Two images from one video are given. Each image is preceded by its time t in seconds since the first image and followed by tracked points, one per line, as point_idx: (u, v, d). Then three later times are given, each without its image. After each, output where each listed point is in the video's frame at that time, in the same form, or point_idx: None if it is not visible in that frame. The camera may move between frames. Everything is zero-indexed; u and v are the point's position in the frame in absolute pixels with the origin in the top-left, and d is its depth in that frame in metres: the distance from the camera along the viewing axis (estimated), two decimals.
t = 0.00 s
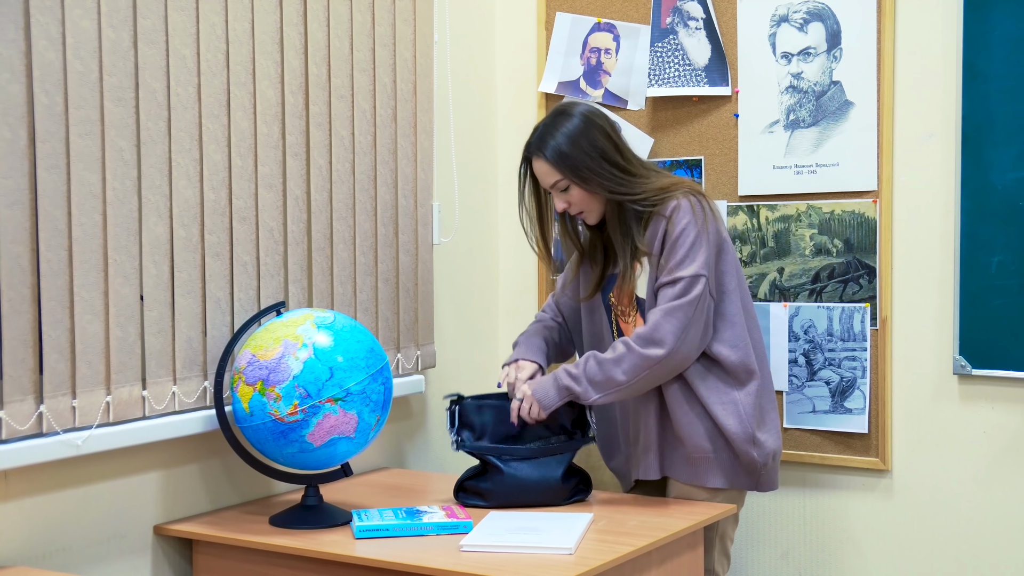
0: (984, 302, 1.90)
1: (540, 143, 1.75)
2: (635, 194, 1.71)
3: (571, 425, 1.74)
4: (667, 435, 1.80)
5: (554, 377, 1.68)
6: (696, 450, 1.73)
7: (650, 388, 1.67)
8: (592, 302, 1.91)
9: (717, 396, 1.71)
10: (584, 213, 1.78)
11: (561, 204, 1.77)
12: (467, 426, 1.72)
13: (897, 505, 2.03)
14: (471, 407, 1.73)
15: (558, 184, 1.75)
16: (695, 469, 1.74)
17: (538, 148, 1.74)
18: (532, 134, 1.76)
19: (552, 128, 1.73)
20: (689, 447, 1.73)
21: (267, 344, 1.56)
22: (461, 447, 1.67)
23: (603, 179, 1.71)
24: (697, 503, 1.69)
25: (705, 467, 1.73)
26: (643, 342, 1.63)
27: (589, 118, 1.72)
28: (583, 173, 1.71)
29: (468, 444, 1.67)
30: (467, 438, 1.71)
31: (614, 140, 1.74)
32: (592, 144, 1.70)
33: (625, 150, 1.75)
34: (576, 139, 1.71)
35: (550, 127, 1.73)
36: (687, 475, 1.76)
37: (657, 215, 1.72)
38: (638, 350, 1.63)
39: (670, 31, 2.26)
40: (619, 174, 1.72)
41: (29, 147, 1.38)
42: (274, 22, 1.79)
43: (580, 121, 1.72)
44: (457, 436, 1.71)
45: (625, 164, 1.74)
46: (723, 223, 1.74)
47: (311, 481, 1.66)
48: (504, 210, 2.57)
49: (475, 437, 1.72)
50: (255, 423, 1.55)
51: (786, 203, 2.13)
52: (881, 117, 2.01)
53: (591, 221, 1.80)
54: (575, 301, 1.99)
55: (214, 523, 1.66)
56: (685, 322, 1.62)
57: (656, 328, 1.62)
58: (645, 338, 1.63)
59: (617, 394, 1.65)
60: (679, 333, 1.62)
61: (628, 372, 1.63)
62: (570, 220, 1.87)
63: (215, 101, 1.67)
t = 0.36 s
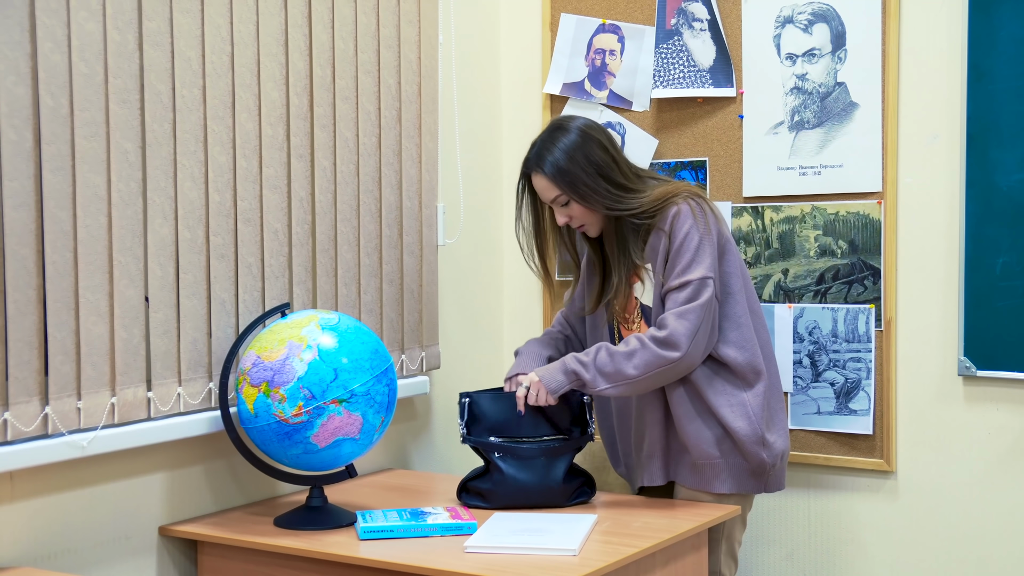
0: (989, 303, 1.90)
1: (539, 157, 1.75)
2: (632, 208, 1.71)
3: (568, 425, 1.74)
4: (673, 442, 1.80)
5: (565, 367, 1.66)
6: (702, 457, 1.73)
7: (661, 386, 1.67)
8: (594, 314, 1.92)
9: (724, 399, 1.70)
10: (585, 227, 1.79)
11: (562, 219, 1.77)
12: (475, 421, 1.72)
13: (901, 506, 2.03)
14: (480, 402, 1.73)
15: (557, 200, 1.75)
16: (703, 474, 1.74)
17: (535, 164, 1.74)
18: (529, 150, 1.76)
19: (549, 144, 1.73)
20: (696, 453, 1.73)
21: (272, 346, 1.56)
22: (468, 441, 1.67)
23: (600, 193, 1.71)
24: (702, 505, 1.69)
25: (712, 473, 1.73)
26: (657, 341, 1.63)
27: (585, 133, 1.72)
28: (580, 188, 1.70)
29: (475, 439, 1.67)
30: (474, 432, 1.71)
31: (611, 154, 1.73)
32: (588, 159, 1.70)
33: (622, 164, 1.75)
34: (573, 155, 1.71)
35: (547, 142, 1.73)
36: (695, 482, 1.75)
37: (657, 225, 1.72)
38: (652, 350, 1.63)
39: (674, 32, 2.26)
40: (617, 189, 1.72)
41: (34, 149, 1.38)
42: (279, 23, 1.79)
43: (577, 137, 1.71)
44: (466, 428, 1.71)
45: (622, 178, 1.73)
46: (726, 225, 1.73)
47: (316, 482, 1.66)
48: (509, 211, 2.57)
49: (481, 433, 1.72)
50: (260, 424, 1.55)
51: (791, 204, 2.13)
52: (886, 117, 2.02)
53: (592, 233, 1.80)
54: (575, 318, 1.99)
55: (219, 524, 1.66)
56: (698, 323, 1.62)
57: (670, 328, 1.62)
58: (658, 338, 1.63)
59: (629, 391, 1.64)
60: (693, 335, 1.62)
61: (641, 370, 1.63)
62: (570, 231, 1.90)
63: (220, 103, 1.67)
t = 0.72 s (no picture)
0: (992, 304, 1.90)
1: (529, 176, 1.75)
2: (626, 218, 1.70)
3: (569, 420, 1.73)
4: (677, 446, 1.80)
5: (570, 364, 1.68)
6: (709, 461, 1.73)
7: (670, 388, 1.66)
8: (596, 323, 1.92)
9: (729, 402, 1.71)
10: (583, 238, 1.79)
11: (559, 233, 1.78)
12: (485, 413, 1.72)
13: (904, 507, 2.03)
14: (492, 393, 1.73)
15: (552, 216, 1.76)
16: (710, 478, 1.74)
17: (527, 182, 1.74)
18: (521, 168, 1.77)
19: (540, 161, 1.73)
20: (703, 457, 1.73)
21: (274, 346, 1.56)
22: (474, 428, 1.67)
23: (593, 206, 1.71)
24: (705, 506, 1.69)
25: (720, 477, 1.73)
26: (666, 345, 1.62)
27: (574, 148, 1.72)
28: (573, 203, 1.70)
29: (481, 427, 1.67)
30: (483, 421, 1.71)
31: (601, 166, 1.73)
32: (577, 174, 1.70)
33: (613, 174, 1.74)
34: (561, 171, 1.71)
35: (537, 160, 1.73)
36: (702, 486, 1.75)
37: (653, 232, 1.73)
38: (660, 353, 1.62)
39: (677, 32, 2.26)
40: (609, 200, 1.71)
41: (37, 150, 1.38)
42: (282, 24, 1.79)
43: (565, 153, 1.71)
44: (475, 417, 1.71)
45: (614, 189, 1.73)
46: (723, 226, 1.73)
47: (318, 482, 1.66)
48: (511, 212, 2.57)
49: (490, 422, 1.72)
50: (262, 425, 1.55)
51: (794, 204, 2.13)
52: (889, 117, 2.01)
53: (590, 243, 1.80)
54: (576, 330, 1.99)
55: (222, 524, 1.66)
56: (704, 325, 1.62)
57: (676, 331, 1.62)
58: (666, 342, 1.62)
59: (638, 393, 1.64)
60: (700, 338, 1.61)
61: (649, 373, 1.62)
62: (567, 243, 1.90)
63: (223, 104, 1.67)
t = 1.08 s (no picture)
0: (994, 304, 1.90)
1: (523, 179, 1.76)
2: (618, 219, 1.70)
3: (572, 422, 1.73)
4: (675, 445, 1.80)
5: (570, 360, 1.68)
6: (706, 460, 1.72)
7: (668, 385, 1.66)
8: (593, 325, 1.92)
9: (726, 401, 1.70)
10: (579, 240, 1.79)
11: (555, 235, 1.78)
12: (484, 415, 1.73)
13: (906, 507, 2.03)
14: (491, 395, 1.74)
15: (547, 218, 1.76)
16: (706, 477, 1.73)
17: (521, 185, 1.75)
18: (515, 172, 1.77)
19: (533, 165, 1.74)
20: (699, 456, 1.72)
21: (275, 345, 1.56)
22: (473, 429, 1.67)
23: (586, 209, 1.71)
24: (705, 505, 1.68)
25: (716, 476, 1.73)
26: (661, 342, 1.62)
27: (567, 151, 1.72)
28: (566, 206, 1.71)
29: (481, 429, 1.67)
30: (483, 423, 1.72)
31: (595, 168, 1.73)
32: (569, 177, 1.70)
33: (607, 176, 1.74)
34: (553, 174, 1.71)
35: (530, 163, 1.74)
36: (697, 485, 1.75)
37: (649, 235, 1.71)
38: (656, 350, 1.62)
39: (679, 32, 2.26)
40: (602, 203, 1.72)
41: (38, 149, 1.38)
42: (283, 23, 1.79)
43: (558, 156, 1.72)
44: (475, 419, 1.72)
45: (608, 191, 1.73)
46: (718, 224, 1.73)
47: (318, 481, 1.65)
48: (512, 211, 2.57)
49: (489, 425, 1.73)
50: (263, 424, 1.55)
51: (795, 203, 2.13)
52: (891, 115, 2.01)
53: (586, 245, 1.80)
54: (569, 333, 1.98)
55: (223, 523, 1.66)
56: (699, 322, 1.61)
57: (673, 328, 1.61)
58: (661, 339, 1.62)
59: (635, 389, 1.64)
60: (698, 336, 1.61)
61: (645, 369, 1.62)
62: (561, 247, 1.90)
63: (224, 103, 1.67)
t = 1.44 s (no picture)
0: (994, 303, 1.90)
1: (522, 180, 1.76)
2: (615, 221, 1.70)
3: (572, 428, 1.69)
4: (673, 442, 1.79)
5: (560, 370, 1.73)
6: (699, 456, 1.73)
7: (645, 381, 1.63)
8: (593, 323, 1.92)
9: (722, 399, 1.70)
10: (579, 239, 1.79)
11: (556, 235, 1.78)
12: (485, 417, 1.69)
13: (905, 506, 2.03)
14: (492, 396, 1.70)
15: (547, 219, 1.76)
16: (700, 475, 1.73)
17: (520, 187, 1.74)
18: (514, 173, 1.77)
19: (531, 166, 1.73)
20: (694, 453, 1.72)
21: (275, 344, 1.56)
22: (473, 431, 1.66)
23: (585, 211, 1.70)
24: (703, 504, 1.68)
25: (709, 473, 1.72)
26: (632, 329, 1.63)
27: (565, 151, 1.72)
28: (564, 208, 1.70)
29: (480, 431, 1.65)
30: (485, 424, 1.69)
31: (593, 168, 1.72)
32: (567, 179, 1.69)
33: (605, 176, 1.74)
34: (552, 176, 1.71)
35: (529, 165, 1.73)
36: (692, 483, 1.75)
37: (644, 234, 1.74)
38: (625, 336, 1.63)
39: (679, 31, 2.26)
40: (601, 204, 1.71)
41: (37, 148, 1.38)
42: (282, 22, 1.79)
43: (557, 157, 1.71)
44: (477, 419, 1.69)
45: (607, 191, 1.73)
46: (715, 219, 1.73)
47: (316, 480, 1.65)
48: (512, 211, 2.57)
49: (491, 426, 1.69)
50: (263, 423, 1.55)
51: (795, 202, 2.13)
52: (891, 114, 2.01)
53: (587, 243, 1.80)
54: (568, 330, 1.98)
55: (222, 522, 1.66)
56: (673, 311, 1.61)
57: (644, 314, 1.62)
58: (633, 326, 1.63)
59: (607, 379, 1.64)
60: (667, 322, 1.60)
61: (614, 355, 1.63)
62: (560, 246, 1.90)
63: (223, 102, 1.67)
